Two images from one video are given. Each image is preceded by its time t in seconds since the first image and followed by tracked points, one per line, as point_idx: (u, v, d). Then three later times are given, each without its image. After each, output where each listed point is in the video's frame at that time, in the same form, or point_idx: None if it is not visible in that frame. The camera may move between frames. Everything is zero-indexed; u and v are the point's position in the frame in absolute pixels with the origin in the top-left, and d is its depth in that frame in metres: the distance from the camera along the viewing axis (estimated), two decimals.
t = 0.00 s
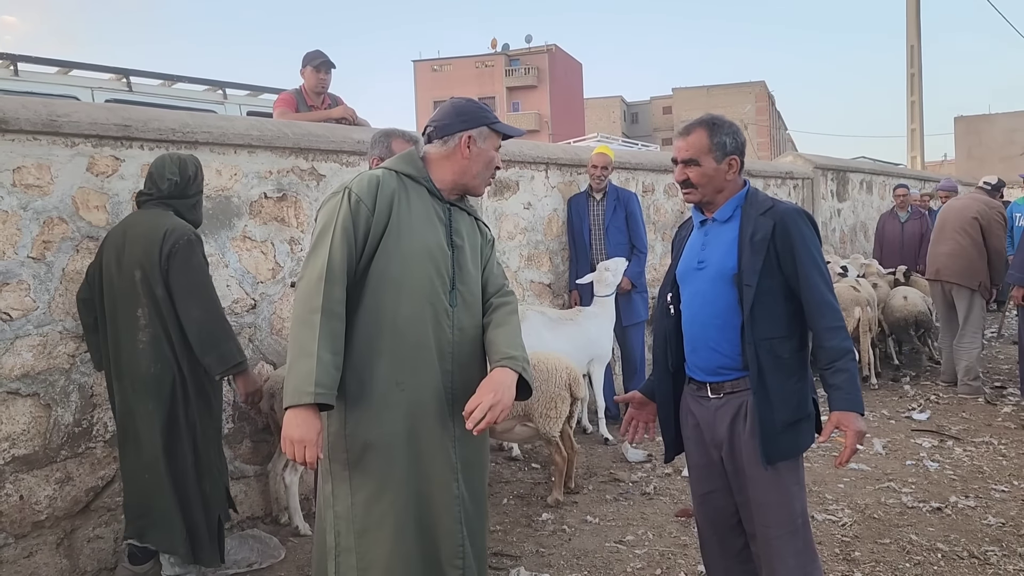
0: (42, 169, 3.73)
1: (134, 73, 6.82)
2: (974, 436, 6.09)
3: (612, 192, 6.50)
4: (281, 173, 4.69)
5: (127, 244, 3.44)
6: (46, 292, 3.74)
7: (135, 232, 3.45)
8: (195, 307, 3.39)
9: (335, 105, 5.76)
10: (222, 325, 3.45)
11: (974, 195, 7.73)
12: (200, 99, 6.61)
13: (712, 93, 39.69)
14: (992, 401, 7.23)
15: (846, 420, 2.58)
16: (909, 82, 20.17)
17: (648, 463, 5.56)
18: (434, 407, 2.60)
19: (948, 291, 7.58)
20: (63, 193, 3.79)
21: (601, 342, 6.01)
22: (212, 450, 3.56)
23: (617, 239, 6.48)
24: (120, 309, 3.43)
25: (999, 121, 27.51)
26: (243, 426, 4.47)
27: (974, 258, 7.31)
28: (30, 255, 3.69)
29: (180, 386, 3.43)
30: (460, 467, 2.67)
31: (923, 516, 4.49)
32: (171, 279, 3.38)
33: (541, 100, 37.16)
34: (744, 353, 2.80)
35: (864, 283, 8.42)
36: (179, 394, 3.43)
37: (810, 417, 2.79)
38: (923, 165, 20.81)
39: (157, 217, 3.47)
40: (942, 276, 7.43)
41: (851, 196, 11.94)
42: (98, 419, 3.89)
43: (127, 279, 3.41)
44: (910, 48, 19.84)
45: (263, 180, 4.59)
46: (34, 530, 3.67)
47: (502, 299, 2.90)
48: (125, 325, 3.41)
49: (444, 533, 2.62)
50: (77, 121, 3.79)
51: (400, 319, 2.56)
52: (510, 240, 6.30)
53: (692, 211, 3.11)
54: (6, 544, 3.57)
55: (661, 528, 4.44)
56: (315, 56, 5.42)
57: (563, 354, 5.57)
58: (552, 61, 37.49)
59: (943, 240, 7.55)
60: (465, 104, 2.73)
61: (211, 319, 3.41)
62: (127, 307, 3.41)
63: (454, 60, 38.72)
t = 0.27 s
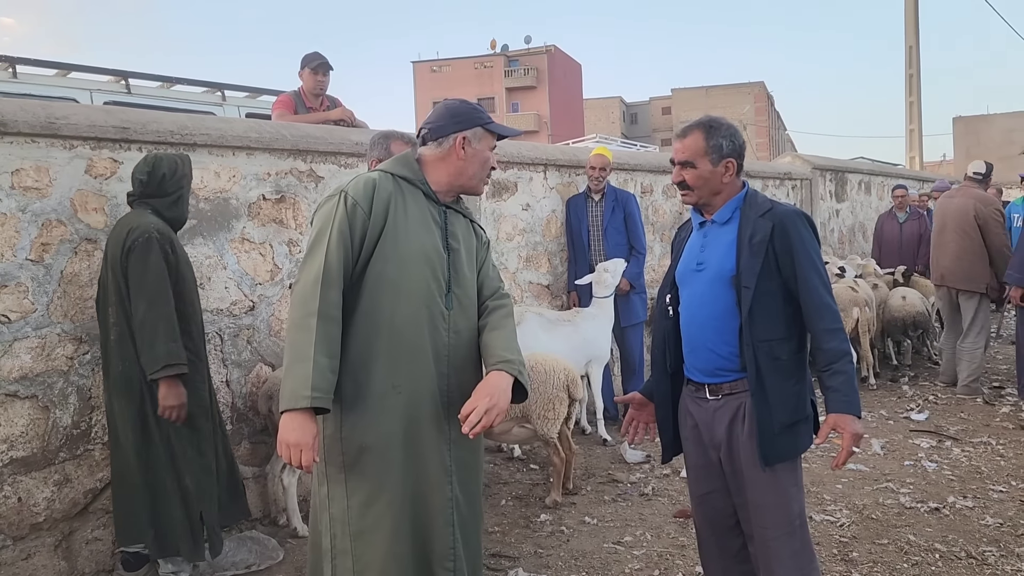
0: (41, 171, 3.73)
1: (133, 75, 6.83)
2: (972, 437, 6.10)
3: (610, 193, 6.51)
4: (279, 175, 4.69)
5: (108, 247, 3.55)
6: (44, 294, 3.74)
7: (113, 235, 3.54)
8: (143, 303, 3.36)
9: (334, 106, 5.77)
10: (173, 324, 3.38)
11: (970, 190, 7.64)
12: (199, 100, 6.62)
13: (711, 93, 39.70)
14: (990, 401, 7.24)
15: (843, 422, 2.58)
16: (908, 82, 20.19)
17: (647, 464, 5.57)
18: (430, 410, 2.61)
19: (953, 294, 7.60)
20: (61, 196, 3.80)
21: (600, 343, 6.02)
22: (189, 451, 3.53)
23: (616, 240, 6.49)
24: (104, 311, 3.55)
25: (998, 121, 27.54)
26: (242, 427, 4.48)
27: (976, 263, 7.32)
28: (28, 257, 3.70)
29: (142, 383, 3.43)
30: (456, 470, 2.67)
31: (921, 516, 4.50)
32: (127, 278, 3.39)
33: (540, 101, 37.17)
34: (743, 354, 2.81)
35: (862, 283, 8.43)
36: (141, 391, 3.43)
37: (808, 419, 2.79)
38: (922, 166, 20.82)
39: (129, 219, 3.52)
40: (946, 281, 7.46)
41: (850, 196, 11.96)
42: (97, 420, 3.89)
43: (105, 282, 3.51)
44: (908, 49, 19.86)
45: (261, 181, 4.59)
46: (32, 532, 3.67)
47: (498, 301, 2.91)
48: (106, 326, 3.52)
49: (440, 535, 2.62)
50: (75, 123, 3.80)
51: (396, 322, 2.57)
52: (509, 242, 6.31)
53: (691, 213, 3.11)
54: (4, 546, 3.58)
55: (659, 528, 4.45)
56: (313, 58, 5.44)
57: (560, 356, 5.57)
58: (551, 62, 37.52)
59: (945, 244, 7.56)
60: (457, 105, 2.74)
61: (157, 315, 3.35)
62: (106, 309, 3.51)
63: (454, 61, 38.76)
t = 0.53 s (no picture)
0: (38, 172, 3.74)
1: (131, 76, 6.84)
2: (971, 435, 6.10)
3: (608, 193, 6.51)
4: (277, 176, 4.70)
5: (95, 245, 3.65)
6: (42, 294, 3.74)
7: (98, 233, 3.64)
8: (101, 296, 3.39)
9: (332, 106, 5.77)
10: (130, 318, 3.38)
11: (971, 188, 7.63)
12: (197, 101, 6.62)
13: (711, 93, 39.69)
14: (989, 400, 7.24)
15: (840, 421, 2.59)
16: (907, 81, 20.19)
17: (646, 463, 5.57)
18: (426, 410, 2.61)
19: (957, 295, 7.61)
20: (59, 196, 3.80)
21: (598, 343, 6.02)
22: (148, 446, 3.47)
23: (614, 239, 6.49)
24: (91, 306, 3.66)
25: (998, 120, 27.53)
26: (240, 427, 4.48)
27: (979, 264, 7.34)
28: (26, 258, 3.70)
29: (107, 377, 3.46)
30: (452, 470, 2.68)
31: (919, 515, 4.50)
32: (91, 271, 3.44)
33: (540, 101, 37.16)
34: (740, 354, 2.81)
35: (861, 282, 8.43)
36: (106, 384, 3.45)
37: (806, 418, 2.79)
38: (922, 165, 20.82)
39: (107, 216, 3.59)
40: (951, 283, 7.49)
41: (849, 195, 11.96)
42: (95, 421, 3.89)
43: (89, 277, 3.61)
44: (907, 48, 19.85)
45: (259, 182, 4.60)
46: (30, 532, 3.67)
47: (493, 301, 2.92)
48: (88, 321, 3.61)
49: (436, 535, 2.63)
50: (73, 124, 3.80)
51: (393, 322, 2.57)
52: (507, 241, 6.31)
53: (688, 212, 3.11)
54: (2, 546, 3.58)
55: (658, 528, 4.45)
56: (310, 57, 5.44)
57: (558, 355, 5.58)
58: (551, 61, 37.51)
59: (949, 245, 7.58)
60: (451, 105, 2.74)
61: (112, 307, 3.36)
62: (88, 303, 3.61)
63: (453, 61, 38.76)
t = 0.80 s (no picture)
0: (36, 170, 3.73)
1: (130, 74, 6.83)
2: (970, 432, 6.10)
3: (607, 190, 6.50)
4: (275, 174, 4.69)
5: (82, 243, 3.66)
6: (40, 293, 3.75)
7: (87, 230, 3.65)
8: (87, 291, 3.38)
9: (330, 104, 5.77)
10: (111, 314, 3.37)
11: (973, 185, 7.62)
12: (195, 99, 6.62)
13: (711, 90, 39.66)
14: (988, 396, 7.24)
15: (840, 418, 2.59)
16: (907, 78, 20.17)
17: (644, 460, 5.58)
18: (423, 408, 2.61)
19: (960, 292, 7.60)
20: (56, 194, 3.80)
21: (597, 340, 6.02)
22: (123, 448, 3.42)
23: (613, 236, 6.49)
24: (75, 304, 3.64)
25: (998, 117, 27.51)
26: (238, 425, 4.48)
27: (982, 261, 7.32)
28: (24, 256, 3.70)
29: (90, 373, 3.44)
30: (448, 467, 2.68)
31: (917, 511, 4.50)
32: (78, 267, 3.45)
33: (539, 98, 37.13)
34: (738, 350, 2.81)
35: (861, 278, 8.42)
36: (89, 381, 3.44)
37: (805, 415, 2.80)
38: (922, 161, 20.80)
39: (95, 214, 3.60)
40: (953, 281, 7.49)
41: (848, 192, 11.95)
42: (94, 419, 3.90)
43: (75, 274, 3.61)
44: (907, 44, 19.82)
45: (257, 180, 4.59)
46: (29, 530, 3.68)
47: (490, 298, 2.92)
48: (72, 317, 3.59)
49: (432, 532, 2.63)
50: (70, 122, 3.79)
51: (389, 320, 2.57)
52: (506, 239, 6.31)
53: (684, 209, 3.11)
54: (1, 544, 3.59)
55: (656, 524, 4.46)
56: (309, 56, 5.44)
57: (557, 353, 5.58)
58: (551, 59, 37.47)
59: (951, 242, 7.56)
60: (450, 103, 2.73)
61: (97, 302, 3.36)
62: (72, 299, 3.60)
63: (453, 58, 38.73)
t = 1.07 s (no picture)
0: (34, 164, 3.73)
1: (128, 68, 6.82)
2: (969, 425, 6.11)
3: (606, 183, 6.49)
4: (273, 168, 4.69)
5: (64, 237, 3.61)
6: (39, 287, 3.74)
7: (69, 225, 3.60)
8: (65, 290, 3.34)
9: (329, 98, 5.76)
10: (88, 313, 3.34)
11: (976, 179, 7.59)
12: (193, 93, 6.61)
13: (710, 84, 39.58)
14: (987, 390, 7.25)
15: (836, 408, 2.59)
16: (907, 72, 20.12)
17: (643, 454, 5.59)
18: (422, 402, 2.62)
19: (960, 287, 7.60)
20: (54, 188, 3.79)
21: (596, 334, 6.02)
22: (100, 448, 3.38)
23: (612, 230, 6.48)
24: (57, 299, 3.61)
25: (998, 110, 27.46)
26: (237, 418, 4.49)
27: (984, 256, 7.31)
28: (22, 250, 3.70)
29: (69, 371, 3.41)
30: (448, 461, 2.69)
31: (915, 504, 4.51)
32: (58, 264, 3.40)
33: (539, 92, 37.05)
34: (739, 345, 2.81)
35: (860, 272, 8.42)
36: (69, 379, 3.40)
37: (807, 407, 2.80)
38: (921, 155, 20.78)
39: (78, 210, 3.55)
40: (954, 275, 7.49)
41: (848, 186, 11.94)
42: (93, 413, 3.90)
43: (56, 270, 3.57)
44: (907, 38, 19.77)
45: (255, 174, 4.59)
46: (28, 524, 3.68)
47: (490, 292, 2.92)
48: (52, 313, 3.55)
49: (430, 527, 2.64)
50: (68, 116, 3.78)
51: (389, 315, 2.58)
52: (505, 233, 6.31)
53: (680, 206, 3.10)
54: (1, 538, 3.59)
55: (655, 518, 4.47)
56: (306, 50, 5.42)
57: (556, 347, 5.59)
58: (550, 53, 37.38)
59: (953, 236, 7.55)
60: (450, 99, 2.72)
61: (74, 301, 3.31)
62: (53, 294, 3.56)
63: (452, 52, 38.65)
